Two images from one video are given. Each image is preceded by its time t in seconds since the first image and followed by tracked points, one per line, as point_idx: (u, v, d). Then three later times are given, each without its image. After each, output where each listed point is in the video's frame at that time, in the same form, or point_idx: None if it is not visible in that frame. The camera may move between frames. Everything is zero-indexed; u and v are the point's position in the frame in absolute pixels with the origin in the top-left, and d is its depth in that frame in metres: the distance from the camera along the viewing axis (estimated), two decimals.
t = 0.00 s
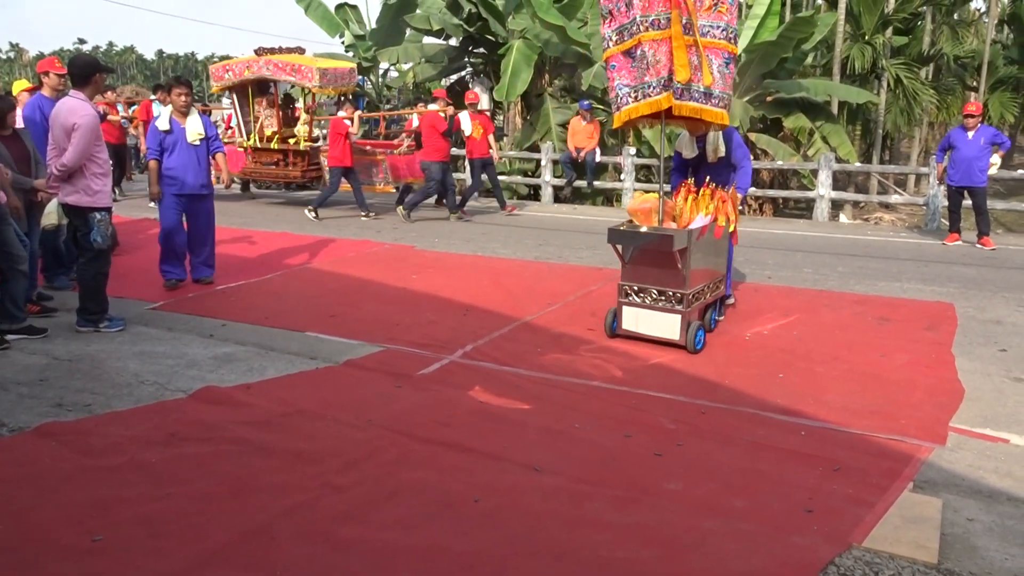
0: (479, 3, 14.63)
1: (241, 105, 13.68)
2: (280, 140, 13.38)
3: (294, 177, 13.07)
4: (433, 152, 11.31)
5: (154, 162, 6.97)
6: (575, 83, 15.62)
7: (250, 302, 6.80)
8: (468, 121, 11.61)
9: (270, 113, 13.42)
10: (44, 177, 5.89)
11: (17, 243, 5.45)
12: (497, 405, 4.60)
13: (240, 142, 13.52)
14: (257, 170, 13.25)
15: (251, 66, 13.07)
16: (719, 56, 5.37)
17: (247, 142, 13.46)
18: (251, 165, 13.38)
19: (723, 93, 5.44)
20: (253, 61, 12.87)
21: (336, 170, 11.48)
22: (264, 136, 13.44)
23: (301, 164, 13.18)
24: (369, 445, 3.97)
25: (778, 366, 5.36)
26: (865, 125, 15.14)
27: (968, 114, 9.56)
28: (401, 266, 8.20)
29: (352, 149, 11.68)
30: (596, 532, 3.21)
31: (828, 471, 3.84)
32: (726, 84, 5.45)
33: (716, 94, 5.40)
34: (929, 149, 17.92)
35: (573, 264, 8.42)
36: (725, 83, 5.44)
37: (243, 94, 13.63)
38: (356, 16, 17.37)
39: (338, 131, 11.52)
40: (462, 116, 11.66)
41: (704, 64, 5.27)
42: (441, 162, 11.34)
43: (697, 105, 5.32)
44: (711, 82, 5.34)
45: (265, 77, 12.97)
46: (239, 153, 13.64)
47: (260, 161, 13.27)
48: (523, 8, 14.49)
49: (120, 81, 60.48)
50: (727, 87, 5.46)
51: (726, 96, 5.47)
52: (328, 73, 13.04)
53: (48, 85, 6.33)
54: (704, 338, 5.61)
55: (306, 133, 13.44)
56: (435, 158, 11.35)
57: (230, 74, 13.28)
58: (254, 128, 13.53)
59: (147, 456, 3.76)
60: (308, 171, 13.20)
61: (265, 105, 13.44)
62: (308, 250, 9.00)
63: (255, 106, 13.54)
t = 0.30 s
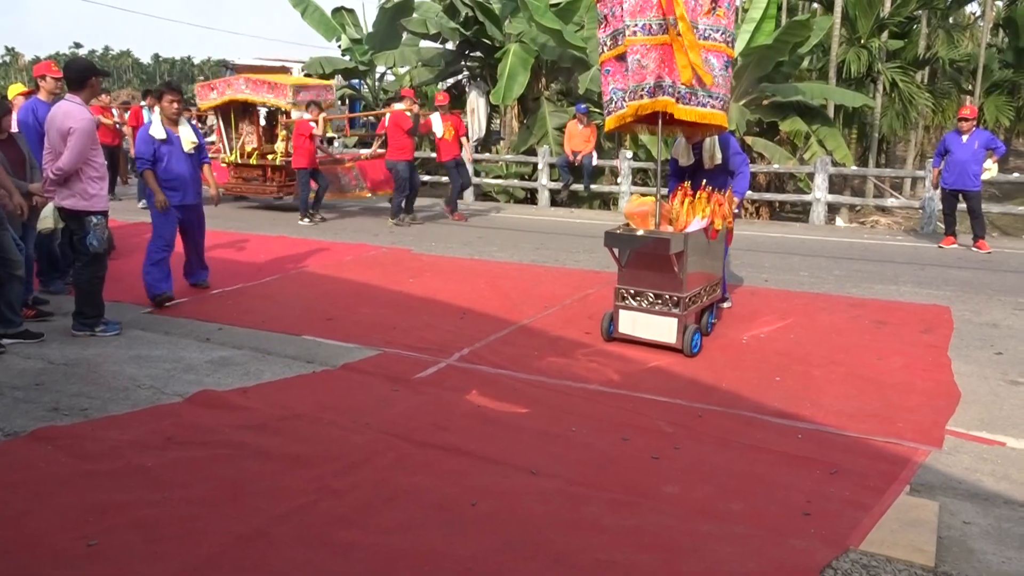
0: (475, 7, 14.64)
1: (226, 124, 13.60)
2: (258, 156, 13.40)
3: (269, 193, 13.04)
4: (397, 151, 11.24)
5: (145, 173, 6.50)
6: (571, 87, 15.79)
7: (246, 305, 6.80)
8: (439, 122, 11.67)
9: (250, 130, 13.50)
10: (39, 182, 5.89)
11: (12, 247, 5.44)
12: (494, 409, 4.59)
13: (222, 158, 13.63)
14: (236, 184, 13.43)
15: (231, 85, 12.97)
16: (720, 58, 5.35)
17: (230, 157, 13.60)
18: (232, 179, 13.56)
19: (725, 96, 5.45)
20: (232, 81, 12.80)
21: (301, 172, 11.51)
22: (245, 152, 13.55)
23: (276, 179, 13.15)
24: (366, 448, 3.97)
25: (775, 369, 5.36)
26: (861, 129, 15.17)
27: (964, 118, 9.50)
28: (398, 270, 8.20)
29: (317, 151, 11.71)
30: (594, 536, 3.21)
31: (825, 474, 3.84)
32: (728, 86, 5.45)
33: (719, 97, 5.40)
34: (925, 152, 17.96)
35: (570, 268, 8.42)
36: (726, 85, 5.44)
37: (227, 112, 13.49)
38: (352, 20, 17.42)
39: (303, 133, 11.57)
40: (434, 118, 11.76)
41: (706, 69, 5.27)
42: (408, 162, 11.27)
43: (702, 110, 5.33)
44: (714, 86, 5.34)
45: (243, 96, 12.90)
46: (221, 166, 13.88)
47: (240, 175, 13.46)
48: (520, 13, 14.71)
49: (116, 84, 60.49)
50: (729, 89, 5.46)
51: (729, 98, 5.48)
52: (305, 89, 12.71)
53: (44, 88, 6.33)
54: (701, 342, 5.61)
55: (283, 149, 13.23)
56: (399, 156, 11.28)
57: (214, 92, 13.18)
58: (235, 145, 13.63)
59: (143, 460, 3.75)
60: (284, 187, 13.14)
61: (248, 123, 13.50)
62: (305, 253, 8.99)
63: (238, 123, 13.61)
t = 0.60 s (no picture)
0: (472, 10, 14.65)
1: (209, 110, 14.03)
2: (238, 143, 13.47)
3: (246, 178, 12.84)
4: (371, 154, 11.26)
5: (156, 164, 6.25)
6: (570, 89, 15.73)
7: (244, 308, 6.79)
8: (411, 125, 11.69)
9: (230, 116, 13.70)
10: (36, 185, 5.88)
11: (9, 250, 5.43)
12: (492, 411, 4.59)
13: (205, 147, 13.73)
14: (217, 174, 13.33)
15: (211, 72, 13.28)
16: (706, 62, 5.31)
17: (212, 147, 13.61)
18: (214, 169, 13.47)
19: (710, 100, 5.42)
20: (212, 67, 13.14)
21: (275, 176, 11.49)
22: (224, 140, 13.63)
23: (255, 166, 12.96)
24: (364, 451, 3.96)
25: (774, 372, 5.36)
26: (858, 132, 15.20)
27: (960, 121, 9.51)
28: (396, 273, 8.20)
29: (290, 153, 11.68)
30: (593, 538, 3.21)
31: (823, 477, 3.84)
32: (711, 91, 5.40)
33: (704, 102, 5.37)
34: (922, 155, 18.00)
35: (567, 271, 8.43)
36: (712, 90, 5.42)
37: (209, 98, 13.93)
38: (350, 23, 17.40)
39: (273, 137, 11.50)
40: (409, 120, 11.78)
41: (693, 73, 5.23)
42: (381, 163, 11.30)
43: (690, 115, 5.32)
44: (700, 90, 5.31)
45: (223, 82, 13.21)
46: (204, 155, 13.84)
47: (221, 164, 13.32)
48: (518, 16, 14.75)
49: (115, 87, 60.50)
50: (714, 94, 5.43)
51: (713, 103, 5.44)
52: (280, 76, 13.33)
53: (44, 92, 6.32)
54: (689, 350, 5.52)
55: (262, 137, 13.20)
56: (374, 159, 11.30)
57: (195, 79, 13.52)
58: (218, 133, 13.85)
59: (141, 463, 3.74)
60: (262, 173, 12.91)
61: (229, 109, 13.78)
62: (303, 256, 8.99)
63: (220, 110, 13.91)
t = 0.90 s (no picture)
0: (472, 12, 14.65)
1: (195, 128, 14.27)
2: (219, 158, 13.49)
3: (227, 194, 12.89)
4: (343, 153, 11.40)
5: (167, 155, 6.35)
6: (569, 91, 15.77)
7: (243, 310, 6.78)
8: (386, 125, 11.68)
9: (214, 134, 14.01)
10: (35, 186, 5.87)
11: (8, 251, 5.42)
12: (491, 413, 4.58)
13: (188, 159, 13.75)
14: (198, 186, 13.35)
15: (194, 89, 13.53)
16: (692, 62, 5.29)
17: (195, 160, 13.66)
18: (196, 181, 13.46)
19: (697, 103, 5.37)
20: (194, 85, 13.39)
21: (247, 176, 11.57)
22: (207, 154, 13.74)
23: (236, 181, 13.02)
24: (364, 453, 3.95)
25: (773, 374, 5.35)
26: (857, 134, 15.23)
27: (957, 123, 9.55)
28: (395, 274, 8.19)
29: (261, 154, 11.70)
30: (592, 540, 3.20)
31: (823, 478, 3.84)
32: (696, 93, 5.35)
33: (690, 104, 5.34)
34: (921, 157, 18.02)
35: (566, 272, 8.42)
36: (700, 91, 5.37)
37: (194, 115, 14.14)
38: (350, 25, 17.38)
39: (247, 136, 11.50)
40: (383, 118, 11.71)
41: (676, 73, 5.23)
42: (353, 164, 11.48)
43: (672, 117, 5.30)
44: (684, 92, 5.30)
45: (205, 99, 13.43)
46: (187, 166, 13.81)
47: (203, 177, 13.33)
48: (517, 17, 14.77)
49: (114, 88, 60.49)
50: (701, 96, 5.38)
51: (699, 105, 5.38)
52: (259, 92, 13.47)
53: (45, 92, 6.32)
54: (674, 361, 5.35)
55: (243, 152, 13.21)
56: (346, 159, 11.46)
57: (180, 97, 13.78)
58: (202, 149, 14.10)
59: (140, 465, 3.74)
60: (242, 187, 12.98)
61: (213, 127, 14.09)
62: (302, 257, 8.98)
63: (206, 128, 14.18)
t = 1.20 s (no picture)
0: (472, 12, 14.66)
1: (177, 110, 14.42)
2: (205, 143, 13.85)
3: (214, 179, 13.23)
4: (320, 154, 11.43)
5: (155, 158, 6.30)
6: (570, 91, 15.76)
7: (243, 310, 6.78)
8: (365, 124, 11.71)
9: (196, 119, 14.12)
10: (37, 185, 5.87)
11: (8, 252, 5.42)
12: (492, 413, 4.57)
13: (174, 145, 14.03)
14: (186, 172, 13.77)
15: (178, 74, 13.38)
16: (682, 59, 5.26)
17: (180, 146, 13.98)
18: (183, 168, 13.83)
19: (690, 101, 5.36)
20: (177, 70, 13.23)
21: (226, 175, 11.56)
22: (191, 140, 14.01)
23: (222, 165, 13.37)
24: (364, 453, 3.95)
25: (774, 374, 5.35)
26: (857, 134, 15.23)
27: (962, 124, 9.57)
28: (396, 275, 8.18)
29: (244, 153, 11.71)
30: (593, 540, 3.20)
31: (824, 478, 3.83)
32: (693, 91, 5.35)
33: (682, 102, 5.31)
34: (921, 158, 18.01)
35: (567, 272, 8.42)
36: (691, 88, 5.34)
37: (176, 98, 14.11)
38: (351, 24, 17.38)
39: (228, 136, 11.58)
40: (362, 119, 11.76)
41: (666, 71, 5.18)
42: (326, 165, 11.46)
43: (664, 116, 5.23)
44: (676, 90, 5.25)
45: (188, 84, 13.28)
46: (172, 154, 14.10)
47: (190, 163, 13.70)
48: (517, 18, 14.77)
49: (116, 88, 60.51)
50: (694, 93, 5.37)
51: (693, 103, 5.38)
52: (243, 79, 13.17)
53: (48, 93, 6.32)
54: (659, 369, 5.20)
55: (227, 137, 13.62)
56: (321, 161, 11.46)
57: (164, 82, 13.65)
58: (185, 134, 14.22)
59: (141, 464, 3.74)
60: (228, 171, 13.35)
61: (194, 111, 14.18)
62: (304, 258, 8.98)
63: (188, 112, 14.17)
